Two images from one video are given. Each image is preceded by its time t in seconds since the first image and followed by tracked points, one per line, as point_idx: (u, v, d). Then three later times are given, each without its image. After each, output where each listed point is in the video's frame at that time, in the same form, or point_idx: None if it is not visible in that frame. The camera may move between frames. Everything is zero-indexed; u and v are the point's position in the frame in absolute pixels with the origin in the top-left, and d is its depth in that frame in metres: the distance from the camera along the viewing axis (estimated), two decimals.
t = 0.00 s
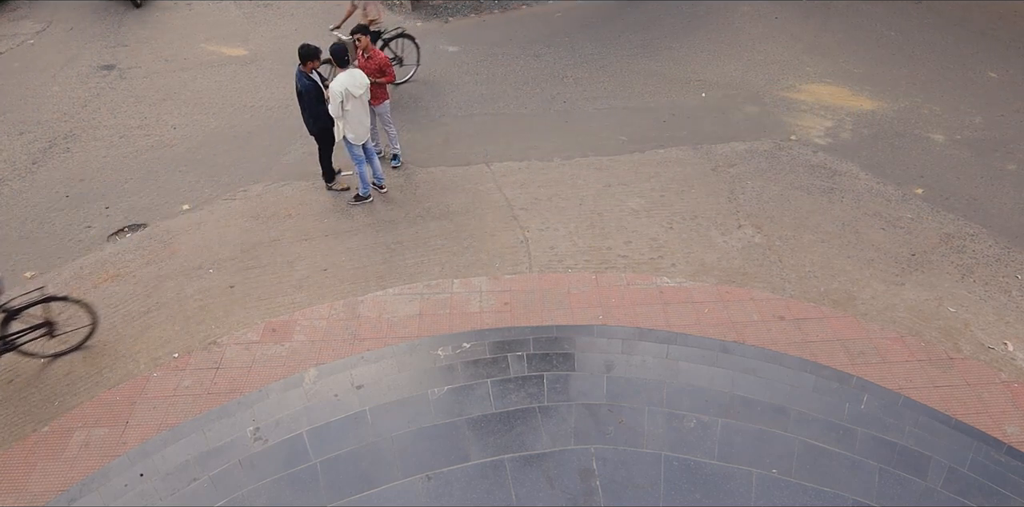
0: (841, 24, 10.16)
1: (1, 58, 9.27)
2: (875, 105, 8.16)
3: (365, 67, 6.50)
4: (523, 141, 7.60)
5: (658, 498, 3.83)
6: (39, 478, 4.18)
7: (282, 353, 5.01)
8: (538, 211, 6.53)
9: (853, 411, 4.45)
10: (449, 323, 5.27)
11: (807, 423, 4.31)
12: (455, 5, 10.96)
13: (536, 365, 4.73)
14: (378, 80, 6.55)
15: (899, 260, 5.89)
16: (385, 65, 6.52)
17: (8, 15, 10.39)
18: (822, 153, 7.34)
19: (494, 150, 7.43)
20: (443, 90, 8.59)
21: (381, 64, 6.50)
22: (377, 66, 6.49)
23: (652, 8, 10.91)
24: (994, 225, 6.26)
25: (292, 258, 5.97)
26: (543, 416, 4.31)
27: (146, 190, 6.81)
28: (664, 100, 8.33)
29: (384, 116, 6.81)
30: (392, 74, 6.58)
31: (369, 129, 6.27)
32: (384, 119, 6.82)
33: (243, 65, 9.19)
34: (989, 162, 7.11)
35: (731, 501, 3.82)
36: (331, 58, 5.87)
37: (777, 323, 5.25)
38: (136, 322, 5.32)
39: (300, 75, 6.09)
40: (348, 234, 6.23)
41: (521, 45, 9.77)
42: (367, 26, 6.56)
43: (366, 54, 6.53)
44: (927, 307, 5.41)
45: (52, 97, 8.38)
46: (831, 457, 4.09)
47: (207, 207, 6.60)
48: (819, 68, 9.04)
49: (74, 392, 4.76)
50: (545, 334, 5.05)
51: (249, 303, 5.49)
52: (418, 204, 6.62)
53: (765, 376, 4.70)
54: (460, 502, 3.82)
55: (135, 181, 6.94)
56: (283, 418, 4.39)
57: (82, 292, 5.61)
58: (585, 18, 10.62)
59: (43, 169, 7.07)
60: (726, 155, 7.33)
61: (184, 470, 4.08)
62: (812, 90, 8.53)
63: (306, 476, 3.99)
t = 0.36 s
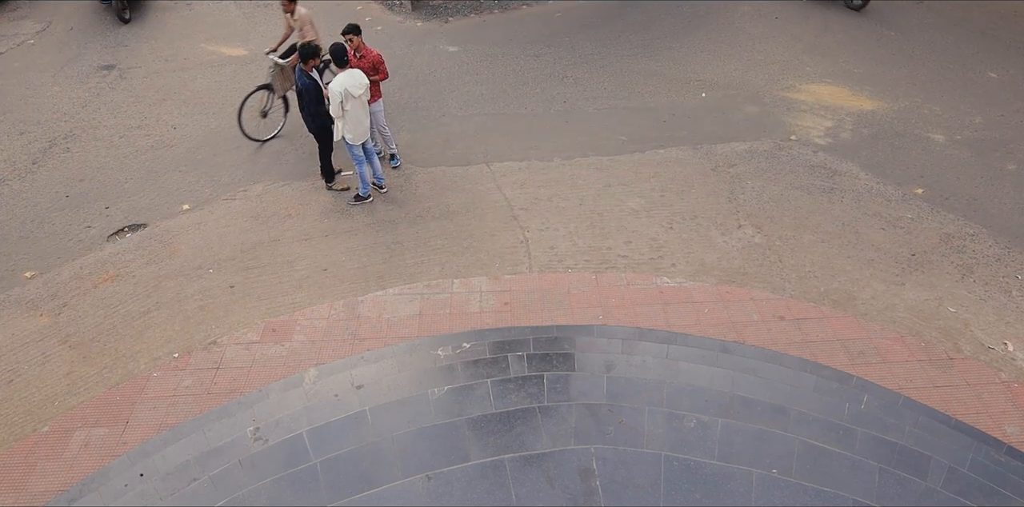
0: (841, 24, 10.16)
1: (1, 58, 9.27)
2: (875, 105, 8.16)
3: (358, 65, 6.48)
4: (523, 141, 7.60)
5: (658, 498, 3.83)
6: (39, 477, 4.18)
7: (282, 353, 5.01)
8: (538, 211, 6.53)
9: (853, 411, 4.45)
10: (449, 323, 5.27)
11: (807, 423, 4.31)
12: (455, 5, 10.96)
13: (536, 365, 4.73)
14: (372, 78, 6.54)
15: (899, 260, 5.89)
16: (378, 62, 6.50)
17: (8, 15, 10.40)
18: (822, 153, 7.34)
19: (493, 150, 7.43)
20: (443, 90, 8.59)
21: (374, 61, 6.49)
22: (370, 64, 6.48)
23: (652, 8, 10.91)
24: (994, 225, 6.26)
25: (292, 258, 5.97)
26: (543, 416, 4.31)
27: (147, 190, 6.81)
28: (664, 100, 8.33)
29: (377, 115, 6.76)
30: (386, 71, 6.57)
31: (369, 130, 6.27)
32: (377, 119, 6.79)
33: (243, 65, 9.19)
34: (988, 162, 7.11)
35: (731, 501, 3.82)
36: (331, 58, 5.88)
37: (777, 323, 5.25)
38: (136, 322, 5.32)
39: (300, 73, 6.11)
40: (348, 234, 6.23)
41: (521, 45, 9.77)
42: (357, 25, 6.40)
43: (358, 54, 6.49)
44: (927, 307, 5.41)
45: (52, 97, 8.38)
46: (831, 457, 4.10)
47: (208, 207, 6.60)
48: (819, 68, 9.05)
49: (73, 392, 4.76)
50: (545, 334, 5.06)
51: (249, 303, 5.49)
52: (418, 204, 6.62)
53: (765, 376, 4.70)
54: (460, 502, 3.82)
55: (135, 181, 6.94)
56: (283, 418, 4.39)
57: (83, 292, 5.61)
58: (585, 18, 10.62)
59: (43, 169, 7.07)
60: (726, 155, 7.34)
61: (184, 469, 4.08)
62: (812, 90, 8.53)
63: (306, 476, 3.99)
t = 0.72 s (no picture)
0: (842, 24, 10.16)
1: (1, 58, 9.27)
2: (875, 105, 8.16)
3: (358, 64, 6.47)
4: (523, 141, 7.60)
5: (658, 498, 3.83)
6: (39, 477, 4.18)
7: (282, 353, 5.01)
8: (538, 211, 6.53)
9: (853, 411, 4.45)
10: (449, 323, 5.27)
11: (807, 423, 4.31)
12: (455, 5, 10.96)
13: (536, 365, 4.73)
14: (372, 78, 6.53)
15: (899, 260, 5.89)
16: (378, 62, 6.49)
17: (9, 15, 10.40)
18: (822, 153, 7.34)
19: (493, 150, 7.42)
20: (443, 90, 8.59)
21: (375, 62, 6.48)
22: (371, 63, 6.48)
23: (652, 8, 10.91)
24: (994, 225, 6.26)
25: (293, 257, 5.97)
26: (543, 416, 4.31)
27: (147, 190, 6.81)
28: (664, 100, 8.33)
29: (377, 115, 6.74)
30: (386, 71, 6.56)
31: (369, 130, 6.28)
32: (378, 119, 6.78)
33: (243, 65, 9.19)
34: (989, 162, 7.11)
35: (731, 501, 3.82)
36: (331, 58, 5.88)
37: (777, 323, 5.25)
38: (136, 322, 5.32)
39: (298, 69, 6.11)
40: (348, 234, 6.23)
41: (521, 45, 9.77)
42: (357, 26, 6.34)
43: (358, 54, 6.48)
44: (927, 307, 5.41)
45: (52, 97, 8.38)
46: (831, 457, 4.10)
47: (208, 207, 6.60)
48: (819, 68, 9.05)
49: (73, 392, 4.76)
50: (545, 334, 5.05)
51: (249, 303, 5.49)
52: (418, 204, 6.62)
53: (765, 376, 4.70)
54: (460, 502, 3.82)
55: (135, 181, 6.94)
56: (283, 418, 4.39)
57: (83, 292, 5.61)
58: (585, 18, 10.62)
59: (43, 169, 7.07)
60: (726, 155, 7.34)
61: (184, 470, 4.08)
62: (812, 90, 8.53)
63: (306, 477, 3.99)
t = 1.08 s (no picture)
0: (842, 24, 10.17)
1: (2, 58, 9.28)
2: (875, 105, 8.16)
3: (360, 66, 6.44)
4: (523, 141, 7.60)
5: (658, 498, 3.82)
6: (39, 477, 4.18)
7: (282, 353, 5.01)
8: (538, 211, 6.53)
9: (853, 411, 4.45)
10: (449, 323, 5.27)
11: (807, 423, 4.31)
12: (455, 5, 10.96)
13: (536, 365, 4.73)
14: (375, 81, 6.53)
15: (899, 260, 5.89)
16: (381, 65, 6.47)
17: (9, 15, 10.40)
18: (822, 153, 7.34)
19: (493, 150, 7.43)
20: (443, 90, 8.59)
21: (378, 65, 6.46)
22: (374, 66, 6.45)
23: (652, 8, 10.91)
24: (994, 226, 6.26)
25: (293, 258, 5.97)
26: (543, 416, 4.31)
27: (147, 190, 6.81)
28: (664, 100, 8.33)
29: (380, 117, 6.74)
30: (388, 75, 6.55)
31: (370, 129, 6.28)
32: (381, 121, 6.79)
33: (243, 65, 9.19)
34: (989, 162, 7.11)
35: (732, 501, 3.81)
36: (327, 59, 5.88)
37: (777, 323, 5.25)
38: (136, 322, 5.32)
39: (297, 68, 6.10)
40: (348, 234, 6.23)
41: (521, 45, 9.77)
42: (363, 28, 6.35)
43: (362, 55, 6.45)
44: (927, 307, 5.41)
45: (52, 97, 8.38)
46: (832, 457, 4.09)
47: (208, 207, 6.60)
48: (819, 68, 9.05)
49: (73, 392, 4.76)
50: (545, 334, 5.06)
51: (249, 303, 5.49)
52: (418, 204, 6.62)
53: (765, 376, 4.70)
54: (460, 502, 3.82)
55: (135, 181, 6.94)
56: (283, 418, 4.39)
57: (83, 292, 5.61)
58: (585, 18, 10.62)
59: (43, 169, 7.07)
60: (726, 155, 7.34)
61: (184, 470, 4.08)
62: (812, 90, 8.53)
63: (306, 477, 3.98)
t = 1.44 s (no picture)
0: (842, 24, 10.16)
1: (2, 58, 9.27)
2: (875, 105, 8.17)
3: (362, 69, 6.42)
4: (523, 141, 7.60)
5: (658, 498, 3.82)
6: (39, 477, 4.18)
7: (282, 353, 5.01)
8: (538, 211, 6.53)
9: (853, 411, 4.45)
10: (449, 323, 5.27)
11: (807, 423, 4.31)
12: (455, 5, 10.97)
13: (536, 365, 4.73)
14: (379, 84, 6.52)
15: (899, 260, 5.89)
16: (384, 68, 6.45)
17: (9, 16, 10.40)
18: (822, 153, 7.34)
19: (494, 150, 7.42)
20: (443, 90, 8.59)
21: (381, 68, 6.44)
22: (376, 68, 6.44)
23: (652, 7, 10.90)
24: (994, 226, 6.26)
25: (293, 257, 5.97)
26: (543, 416, 4.31)
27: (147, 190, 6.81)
28: (664, 100, 8.33)
29: (382, 118, 6.75)
30: (392, 78, 6.53)
31: (374, 129, 6.29)
32: (382, 122, 6.80)
33: (243, 65, 9.19)
34: (989, 162, 7.11)
35: (731, 501, 3.81)
36: (331, 59, 5.88)
37: (777, 323, 5.25)
38: (136, 322, 5.32)
39: (297, 71, 6.10)
40: (348, 234, 6.23)
41: (522, 45, 9.77)
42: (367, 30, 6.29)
43: (365, 58, 6.42)
44: (927, 307, 5.41)
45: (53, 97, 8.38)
46: (831, 457, 4.09)
47: (208, 207, 6.60)
48: (819, 68, 9.05)
49: (73, 391, 4.76)
50: (545, 334, 5.06)
51: (249, 303, 5.49)
52: (418, 204, 6.62)
53: (765, 376, 4.70)
54: (460, 502, 3.82)
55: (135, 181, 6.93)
56: (283, 418, 4.39)
57: (83, 292, 5.61)
58: (585, 18, 10.62)
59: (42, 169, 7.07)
60: (726, 155, 7.34)
61: (184, 469, 4.08)
62: (812, 90, 8.53)
63: (306, 477, 3.98)
